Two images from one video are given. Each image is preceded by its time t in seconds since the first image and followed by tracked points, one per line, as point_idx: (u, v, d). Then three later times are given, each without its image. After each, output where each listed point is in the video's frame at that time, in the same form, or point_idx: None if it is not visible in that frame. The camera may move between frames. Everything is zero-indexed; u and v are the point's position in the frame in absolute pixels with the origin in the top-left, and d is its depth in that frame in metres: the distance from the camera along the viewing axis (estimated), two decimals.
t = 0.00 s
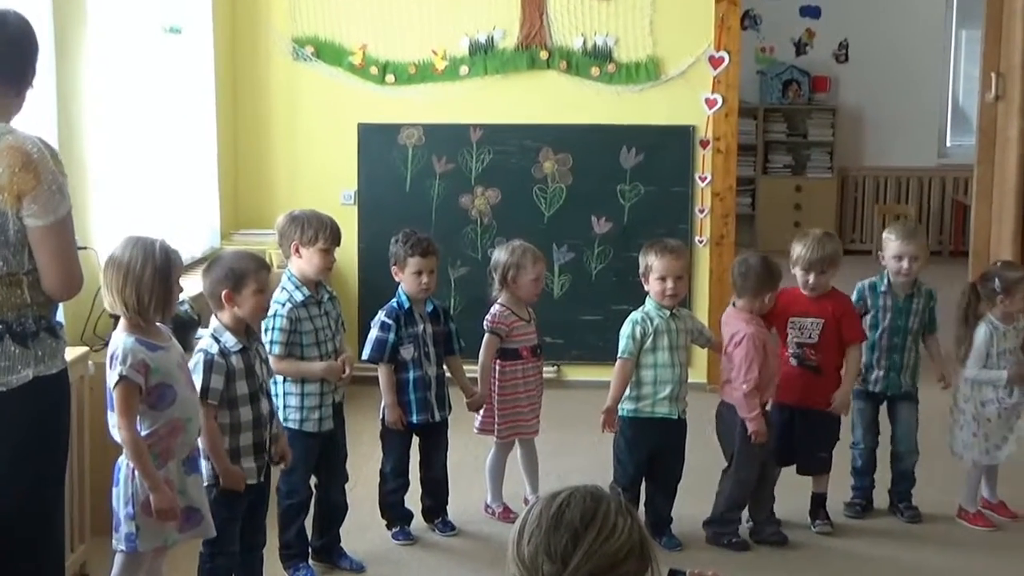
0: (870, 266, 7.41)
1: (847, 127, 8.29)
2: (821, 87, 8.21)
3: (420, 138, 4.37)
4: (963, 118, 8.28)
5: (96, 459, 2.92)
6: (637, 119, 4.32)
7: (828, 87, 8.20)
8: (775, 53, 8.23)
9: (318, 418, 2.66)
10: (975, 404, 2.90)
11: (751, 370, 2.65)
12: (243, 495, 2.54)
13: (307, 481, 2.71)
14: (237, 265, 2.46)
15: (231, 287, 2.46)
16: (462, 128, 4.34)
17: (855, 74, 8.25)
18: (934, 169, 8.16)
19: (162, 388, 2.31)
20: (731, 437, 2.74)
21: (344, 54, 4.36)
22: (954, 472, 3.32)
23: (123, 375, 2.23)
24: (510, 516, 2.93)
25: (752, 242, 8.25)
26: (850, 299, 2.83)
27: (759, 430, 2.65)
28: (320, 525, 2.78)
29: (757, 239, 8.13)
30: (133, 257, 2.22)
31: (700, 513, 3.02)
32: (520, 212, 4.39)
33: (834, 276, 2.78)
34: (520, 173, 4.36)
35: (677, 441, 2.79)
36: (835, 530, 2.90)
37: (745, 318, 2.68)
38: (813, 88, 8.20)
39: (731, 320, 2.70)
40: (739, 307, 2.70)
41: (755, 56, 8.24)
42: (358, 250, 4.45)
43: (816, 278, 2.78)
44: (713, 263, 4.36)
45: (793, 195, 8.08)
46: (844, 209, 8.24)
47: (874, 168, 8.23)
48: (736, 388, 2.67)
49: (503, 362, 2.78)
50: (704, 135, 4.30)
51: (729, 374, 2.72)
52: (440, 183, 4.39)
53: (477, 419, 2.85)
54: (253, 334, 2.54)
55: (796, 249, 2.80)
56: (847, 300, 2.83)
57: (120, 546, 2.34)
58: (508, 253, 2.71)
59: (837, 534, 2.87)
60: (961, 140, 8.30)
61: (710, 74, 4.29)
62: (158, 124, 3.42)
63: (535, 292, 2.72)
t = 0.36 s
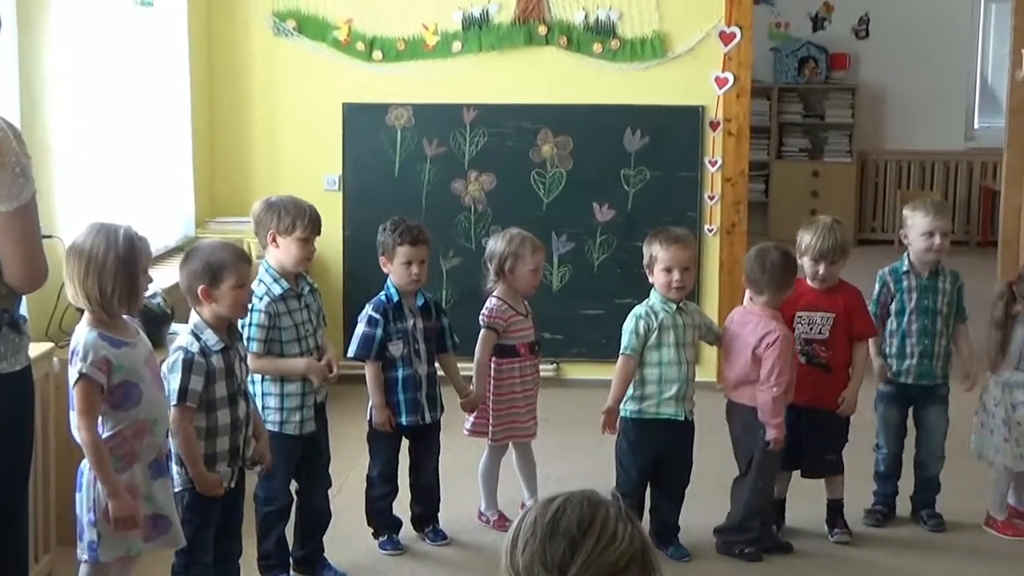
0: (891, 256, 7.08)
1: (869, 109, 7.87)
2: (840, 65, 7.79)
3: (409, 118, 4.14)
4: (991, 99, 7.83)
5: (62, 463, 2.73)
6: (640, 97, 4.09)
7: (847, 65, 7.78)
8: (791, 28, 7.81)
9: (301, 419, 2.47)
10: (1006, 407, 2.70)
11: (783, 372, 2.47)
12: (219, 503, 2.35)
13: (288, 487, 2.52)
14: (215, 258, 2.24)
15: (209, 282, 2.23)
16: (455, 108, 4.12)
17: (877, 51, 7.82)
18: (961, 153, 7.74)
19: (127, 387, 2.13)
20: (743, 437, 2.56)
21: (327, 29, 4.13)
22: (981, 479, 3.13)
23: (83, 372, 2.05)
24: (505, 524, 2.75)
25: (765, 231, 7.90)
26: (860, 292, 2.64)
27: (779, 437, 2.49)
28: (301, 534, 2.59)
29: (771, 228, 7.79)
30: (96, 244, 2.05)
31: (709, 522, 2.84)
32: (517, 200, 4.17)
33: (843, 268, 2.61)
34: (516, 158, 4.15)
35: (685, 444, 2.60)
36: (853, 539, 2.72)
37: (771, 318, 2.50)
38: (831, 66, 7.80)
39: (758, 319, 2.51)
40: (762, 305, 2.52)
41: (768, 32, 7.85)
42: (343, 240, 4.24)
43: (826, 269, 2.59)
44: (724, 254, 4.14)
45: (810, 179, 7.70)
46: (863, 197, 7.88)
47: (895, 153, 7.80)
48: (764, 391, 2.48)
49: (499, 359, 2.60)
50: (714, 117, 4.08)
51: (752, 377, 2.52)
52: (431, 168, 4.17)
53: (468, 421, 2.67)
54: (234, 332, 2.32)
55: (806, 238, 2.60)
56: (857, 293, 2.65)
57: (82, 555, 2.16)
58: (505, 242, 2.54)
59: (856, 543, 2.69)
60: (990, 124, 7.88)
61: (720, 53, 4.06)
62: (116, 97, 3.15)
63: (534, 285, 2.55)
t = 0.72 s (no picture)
0: (914, 244, 6.85)
1: (895, 81, 7.59)
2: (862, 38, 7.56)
3: (397, 97, 3.92)
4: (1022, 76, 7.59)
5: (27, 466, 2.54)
6: (644, 74, 3.90)
7: (870, 38, 7.54)
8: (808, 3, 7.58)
9: (283, 421, 2.29)
10: None
11: (809, 368, 2.29)
12: (195, 510, 2.15)
13: (269, 494, 2.34)
14: (178, 245, 2.05)
15: (171, 271, 2.04)
16: (449, 86, 3.90)
17: (899, 27, 7.56)
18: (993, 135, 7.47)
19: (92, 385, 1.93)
20: (756, 440, 2.38)
21: None
22: (1011, 486, 2.95)
23: (44, 370, 1.85)
24: (501, 535, 2.57)
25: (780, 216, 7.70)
26: (882, 284, 2.46)
27: (817, 436, 2.30)
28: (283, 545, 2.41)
29: (787, 214, 7.59)
30: (55, 228, 1.85)
31: (721, 533, 2.68)
32: (513, 185, 3.97)
33: (863, 258, 2.43)
34: (514, 141, 3.94)
35: (694, 447, 2.42)
36: (875, 550, 2.54)
37: (785, 310, 2.33)
38: (852, 40, 7.54)
39: (771, 314, 2.34)
40: (772, 298, 2.35)
41: (785, 6, 7.60)
42: (327, 228, 4.03)
43: (842, 257, 2.41)
44: (738, 244, 3.94)
45: (829, 164, 7.48)
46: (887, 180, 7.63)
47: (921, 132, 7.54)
48: (792, 392, 2.30)
49: (495, 357, 2.43)
50: (727, 95, 3.88)
51: (776, 378, 2.34)
52: (422, 151, 3.96)
53: (462, 423, 2.49)
54: (209, 326, 2.13)
55: (820, 224, 2.42)
56: (878, 285, 2.47)
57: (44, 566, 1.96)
58: (500, 231, 2.37)
59: (878, 554, 2.52)
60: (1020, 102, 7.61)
61: (731, 28, 3.86)
62: (93, 92, 3.06)
63: (532, 276, 2.37)
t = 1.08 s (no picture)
0: (926, 229, 6.62)
1: (909, 56, 7.22)
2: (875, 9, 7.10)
3: (377, 70, 3.73)
4: None
5: None
6: (640, 48, 3.71)
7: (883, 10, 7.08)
8: None
9: (253, 419, 2.13)
10: None
11: (804, 366, 2.13)
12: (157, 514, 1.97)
13: (239, 497, 2.18)
14: (154, 229, 1.88)
15: (144, 257, 1.88)
16: (432, 59, 3.71)
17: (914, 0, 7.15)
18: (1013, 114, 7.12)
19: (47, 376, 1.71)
20: (761, 439, 2.22)
21: None
22: None
23: None
24: (489, 540, 2.41)
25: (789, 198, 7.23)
26: (899, 271, 2.31)
27: (805, 443, 2.15)
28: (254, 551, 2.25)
29: (795, 194, 7.13)
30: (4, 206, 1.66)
31: (724, 539, 2.52)
32: (501, 164, 3.78)
33: (878, 243, 2.27)
34: (502, 118, 3.75)
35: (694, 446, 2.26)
36: (889, 556, 2.39)
37: (783, 303, 2.17)
38: (865, 10, 7.08)
39: (769, 305, 2.17)
40: (771, 288, 2.19)
41: None
42: (304, 214, 3.82)
43: (853, 241, 2.25)
44: (742, 226, 3.77)
45: (840, 142, 7.04)
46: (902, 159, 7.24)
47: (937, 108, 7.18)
48: (784, 390, 2.14)
49: (482, 349, 2.27)
50: (732, 69, 3.71)
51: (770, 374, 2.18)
52: (405, 128, 3.76)
53: (449, 420, 2.33)
54: (181, 316, 1.96)
55: (833, 205, 2.26)
56: (894, 273, 2.31)
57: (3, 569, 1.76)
58: (487, 214, 2.22)
59: (893, 559, 2.38)
60: None
61: None
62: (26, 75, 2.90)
63: (523, 260, 2.22)
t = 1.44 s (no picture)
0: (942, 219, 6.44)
1: (929, 33, 7.06)
2: None
3: (359, 50, 3.58)
4: None
5: None
6: (640, 28, 3.57)
7: None
8: None
9: (226, 420, 1.99)
10: None
11: (823, 363, 1.99)
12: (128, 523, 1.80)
13: (212, 506, 2.03)
14: (119, 216, 1.73)
15: (111, 245, 1.72)
16: (417, 38, 3.56)
17: None
18: None
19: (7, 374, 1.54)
20: (773, 442, 2.08)
21: None
22: None
23: None
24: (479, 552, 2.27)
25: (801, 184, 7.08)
26: (918, 263, 2.17)
27: (835, 441, 2.00)
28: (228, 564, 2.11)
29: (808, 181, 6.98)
30: None
31: (731, 551, 2.38)
32: (491, 150, 3.63)
33: (898, 234, 2.14)
34: (492, 101, 3.60)
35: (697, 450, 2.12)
36: (907, 567, 2.25)
37: (797, 297, 2.03)
38: None
39: (781, 300, 2.03)
40: (783, 281, 2.05)
41: None
42: (281, 203, 3.67)
43: (873, 230, 2.12)
44: (749, 218, 3.64)
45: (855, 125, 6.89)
46: (920, 145, 7.06)
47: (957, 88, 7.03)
48: (804, 391, 2.00)
49: (473, 347, 2.13)
50: (738, 48, 3.57)
51: (786, 373, 2.04)
52: (388, 111, 3.61)
53: (435, 424, 2.18)
54: (152, 313, 1.81)
55: (850, 194, 2.13)
56: (913, 264, 2.17)
57: None
58: (477, 204, 2.08)
59: (911, 570, 2.24)
60: None
61: None
62: None
63: (513, 254, 2.08)
